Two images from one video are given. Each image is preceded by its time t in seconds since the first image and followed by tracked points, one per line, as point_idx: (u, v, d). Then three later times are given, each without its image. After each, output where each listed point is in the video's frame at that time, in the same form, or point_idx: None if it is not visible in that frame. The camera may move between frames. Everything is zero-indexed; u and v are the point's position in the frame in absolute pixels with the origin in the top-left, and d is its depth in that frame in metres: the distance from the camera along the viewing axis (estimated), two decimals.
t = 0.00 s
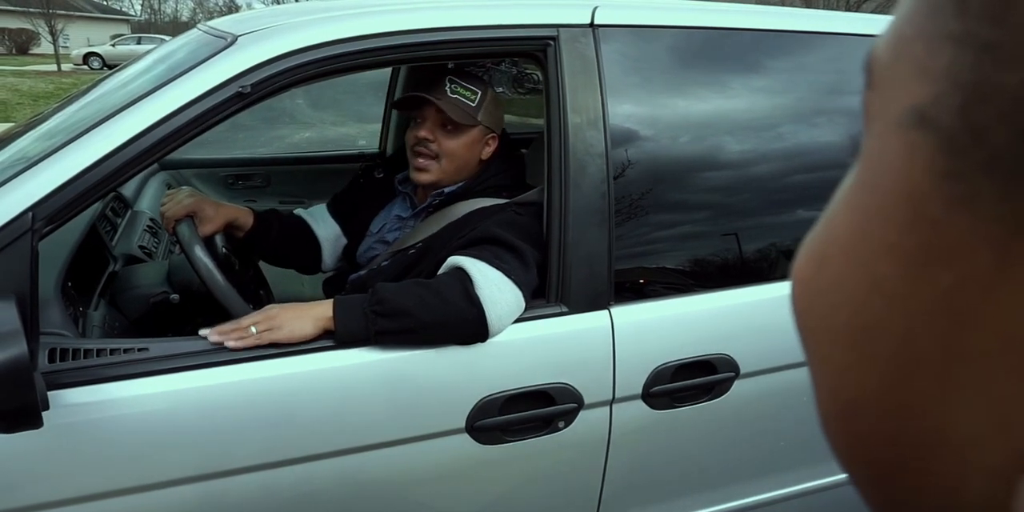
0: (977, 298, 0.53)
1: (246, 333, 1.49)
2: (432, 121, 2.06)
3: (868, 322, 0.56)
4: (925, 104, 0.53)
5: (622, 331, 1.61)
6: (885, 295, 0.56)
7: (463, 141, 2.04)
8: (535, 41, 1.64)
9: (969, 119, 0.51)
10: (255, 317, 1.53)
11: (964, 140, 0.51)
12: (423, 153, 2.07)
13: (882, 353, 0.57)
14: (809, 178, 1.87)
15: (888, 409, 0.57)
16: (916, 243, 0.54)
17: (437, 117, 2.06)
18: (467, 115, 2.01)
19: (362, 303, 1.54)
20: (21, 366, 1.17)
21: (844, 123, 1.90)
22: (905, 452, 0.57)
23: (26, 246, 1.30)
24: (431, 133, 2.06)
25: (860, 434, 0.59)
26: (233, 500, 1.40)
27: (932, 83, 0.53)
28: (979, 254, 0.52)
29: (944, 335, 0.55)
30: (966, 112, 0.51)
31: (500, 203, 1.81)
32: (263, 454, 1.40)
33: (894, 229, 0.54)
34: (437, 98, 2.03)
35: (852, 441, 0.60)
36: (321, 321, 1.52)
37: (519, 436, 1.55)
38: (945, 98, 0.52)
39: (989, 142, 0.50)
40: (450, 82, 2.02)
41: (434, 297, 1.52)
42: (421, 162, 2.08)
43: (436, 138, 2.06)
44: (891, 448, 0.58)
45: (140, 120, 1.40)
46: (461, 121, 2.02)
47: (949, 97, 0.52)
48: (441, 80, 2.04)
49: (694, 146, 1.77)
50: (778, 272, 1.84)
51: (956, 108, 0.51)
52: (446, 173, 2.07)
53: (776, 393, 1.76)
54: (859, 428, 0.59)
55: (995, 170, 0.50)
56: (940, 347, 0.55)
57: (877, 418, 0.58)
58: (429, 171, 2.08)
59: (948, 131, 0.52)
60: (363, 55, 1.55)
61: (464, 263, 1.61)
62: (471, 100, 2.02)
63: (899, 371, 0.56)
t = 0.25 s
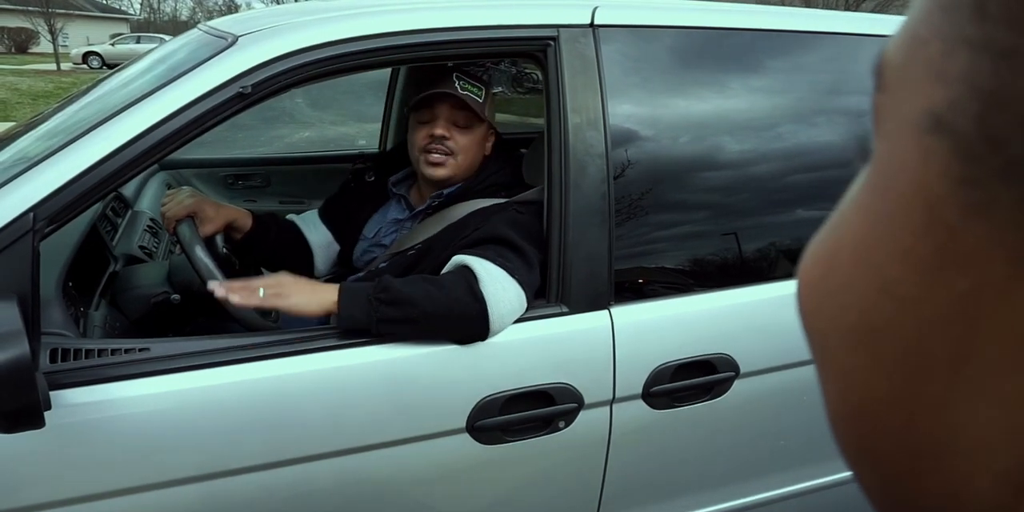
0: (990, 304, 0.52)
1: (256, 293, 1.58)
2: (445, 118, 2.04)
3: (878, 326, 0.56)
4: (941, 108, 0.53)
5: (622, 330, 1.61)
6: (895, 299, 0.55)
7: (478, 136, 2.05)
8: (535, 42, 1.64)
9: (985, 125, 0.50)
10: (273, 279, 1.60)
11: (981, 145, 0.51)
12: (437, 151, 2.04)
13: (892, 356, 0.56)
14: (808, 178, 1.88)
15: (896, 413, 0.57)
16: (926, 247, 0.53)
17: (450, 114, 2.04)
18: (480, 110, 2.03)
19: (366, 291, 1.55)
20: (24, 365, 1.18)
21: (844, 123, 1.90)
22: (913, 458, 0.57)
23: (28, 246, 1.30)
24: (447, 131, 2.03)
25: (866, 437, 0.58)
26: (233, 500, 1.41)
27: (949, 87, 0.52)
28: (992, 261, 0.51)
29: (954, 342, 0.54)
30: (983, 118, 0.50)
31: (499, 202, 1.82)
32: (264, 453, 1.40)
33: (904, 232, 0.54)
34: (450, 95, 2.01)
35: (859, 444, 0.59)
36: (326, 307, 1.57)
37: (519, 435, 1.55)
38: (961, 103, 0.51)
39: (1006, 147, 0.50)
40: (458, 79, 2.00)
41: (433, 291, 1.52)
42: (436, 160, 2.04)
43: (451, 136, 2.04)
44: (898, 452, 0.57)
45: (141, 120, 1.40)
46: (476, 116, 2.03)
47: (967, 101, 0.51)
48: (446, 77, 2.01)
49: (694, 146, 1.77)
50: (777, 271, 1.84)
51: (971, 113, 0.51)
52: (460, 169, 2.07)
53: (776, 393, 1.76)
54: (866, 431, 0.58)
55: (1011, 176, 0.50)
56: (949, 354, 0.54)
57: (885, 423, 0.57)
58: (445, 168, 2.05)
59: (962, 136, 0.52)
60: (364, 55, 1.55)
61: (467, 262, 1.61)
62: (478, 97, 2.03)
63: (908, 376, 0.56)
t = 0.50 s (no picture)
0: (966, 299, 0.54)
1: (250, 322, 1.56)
2: (437, 125, 2.04)
3: (861, 319, 0.58)
4: (921, 112, 0.54)
5: (619, 332, 1.62)
6: (875, 294, 0.57)
7: (469, 139, 2.06)
8: (532, 44, 1.65)
9: (960, 129, 0.51)
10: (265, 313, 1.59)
11: (957, 149, 0.52)
12: (431, 158, 2.04)
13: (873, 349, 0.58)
14: (805, 180, 1.88)
15: (879, 404, 0.58)
16: (905, 244, 0.55)
17: (442, 121, 2.04)
18: (469, 113, 2.04)
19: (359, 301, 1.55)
20: (21, 368, 1.18)
21: (840, 125, 1.91)
22: (895, 448, 0.59)
23: (25, 249, 1.30)
24: (439, 137, 2.03)
25: (851, 427, 0.60)
26: (231, 502, 1.41)
27: (927, 92, 0.53)
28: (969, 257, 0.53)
29: (935, 334, 0.56)
30: (958, 122, 0.52)
31: (494, 204, 1.82)
32: (262, 455, 1.40)
33: (887, 230, 0.56)
34: (442, 100, 2.01)
35: (845, 433, 0.61)
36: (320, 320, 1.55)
37: (517, 437, 1.56)
38: (939, 107, 0.52)
39: (981, 152, 0.51)
40: (446, 84, 2.01)
41: (427, 298, 1.52)
42: (431, 168, 2.04)
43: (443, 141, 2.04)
44: (882, 442, 0.59)
45: (138, 123, 1.40)
46: (466, 119, 2.04)
47: (943, 106, 0.52)
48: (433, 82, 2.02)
49: (691, 149, 1.78)
50: (774, 273, 1.85)
51: (949, 117, 0.52)
52: (455, 173, 2.06)
53: (772, 394, 1.76)
54: (851, 422, 0.60)
55: (986, 179, 0.51)
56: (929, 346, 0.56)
57: (869, 413, 0.59)
58: (441, 174, 2.04)
59: (941, 139, 0.53)
60: (361, 58, 1.56)
61: (459, 264, 1.61)
62: (468, 100, 2.03)
63: (890, 367, 0.57)
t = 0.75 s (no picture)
0: (923, 278, 0.49)
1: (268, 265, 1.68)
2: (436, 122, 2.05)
3: (829, 302, 0.54)
4: (884, 103, 0.51)
5: (617, 333, 1.62)
6: (840, 274, 0.53)
7: (468, 139, 2.07)
8: (529, 45, 1.65)
9: (922, 117, 0.48)
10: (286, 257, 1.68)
11: (915, 138, 0.49)
12: (430, 156, 2.04)
13: (839, 334, 0.54)
14: (802, 181, 1.89)
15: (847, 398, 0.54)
16: (869, 225, 0.51)
17: (441, 119, 2.05)
18: (469, 113, 2.04)
19: (360, 298, 1.55)
20: (18, 368, 1.18)
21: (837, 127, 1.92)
22: (866, 446, 0.54)
23: (22, 248, 1.30)
24: (438, 135, 2.04)
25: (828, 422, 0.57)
26: (230, 502, 1.41)
27: (888, 85, 0.50)
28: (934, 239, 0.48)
29: (894, 317, 0.51)
30: (918, 112, 0.49)
31: (492, 205, 1.82)
32: (261, 456, 1.40)
33: (853, 213, 0.52)
34: (441, 99, 2.02)
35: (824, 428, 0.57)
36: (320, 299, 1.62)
37: (515, 437, 1.56)
38: (902, 99, 0.50)
39: (940, 136, 0.47)
40: (446, 83, 2.02)
41: (428, 296, 1.52)
42: (429, 165, 2.05)
43: (442, 140, 2.04)
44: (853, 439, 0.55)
45: (137, 123, 1.40)
46: (466, 118, 2.05)
47: (905, 96, 0.49)
48: (434, 81, 2.02)
49: (689, 150, 1.78)
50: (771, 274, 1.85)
51: (910, 110, 0.49)
52: (453, 173, 2.08)
53: (770, 395, 1.77)
54: (826, 416, 0.57)
55: (943, 161, 0.48)
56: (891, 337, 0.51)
57: (840, 407, 0.55)
58: (438, 173, 2.06)
59: (903, 130, 0.50)
60: (359, 59, 1.56)
61: (461, 265, 1.62)
62: (467, 101, 2.04)
63: (855, 359, 0.53)
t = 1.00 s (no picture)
0: (918, 281, 0.49)
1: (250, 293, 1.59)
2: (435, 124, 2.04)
3: (824, 307, 0.54)
4: (877, 107, 0.51)
5: (617, 334, 1.62)
6: (835, 279, 0.53)
7: (466, 141, 2.06)
8: (528, 46, 1.65)
9: (914, 120, 0.49)
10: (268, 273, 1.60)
11: (906, 142, 0.49)
12: (429, 157, 2.03)
13: (835, 339, 0.54)
14: (801, 182, 1.89)
15: (843, 398, 0.54)
16: (862, 229, 0.51)
17: (440, 120, 2.03)
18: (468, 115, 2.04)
19: (357, 301, 1.55)
20: (18, 370, 1.18)
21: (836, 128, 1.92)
22: (863, 445, 0.54)
23: (21, 250, 1.30)
24: (437, 136, 2.03)
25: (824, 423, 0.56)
26: (231, 502, 1.41)
27: (879, 91, 0.51)
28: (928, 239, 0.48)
29: (890, 319, 0.51)
30: (909, 116, 0.49)
31: (490, 206, 1.82)
32: (261, 456, 1.41)
33: (846, 217, 0.52)
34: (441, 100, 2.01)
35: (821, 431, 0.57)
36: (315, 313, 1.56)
37: (514, 438, 1.56)
38: (893, 103, 0.50)
39: (931, 139, 0.48)
40: (445, 85, 2.02)
41: (427, 299, 1.52)
42: (427, 167, 2.03)
43: (441, 141, 2.04)
44: (849, 439, 0.55)
45: (136, 124, 1.40)
46: (465, 120, 2.04)
47: (897, 101, 0.50)
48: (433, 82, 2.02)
49: (688, 151, 1.78)
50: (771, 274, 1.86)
51: (902, 113, 0.49)
52: (451, 175, 2.06)
53: (770, 395, 1.77)
54: (822, 417, 0.56)
55: (934, 164, 0.48)
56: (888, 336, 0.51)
57: (835, 407, 0.55)
58: (437, 174, 2.04)
59: (894, 134, 0.50)
60: (358, 60, 1.56)
61: (456, 266, 1.61)
62: (466, 103, 2.04)
63: (851, 359, 0.53)
